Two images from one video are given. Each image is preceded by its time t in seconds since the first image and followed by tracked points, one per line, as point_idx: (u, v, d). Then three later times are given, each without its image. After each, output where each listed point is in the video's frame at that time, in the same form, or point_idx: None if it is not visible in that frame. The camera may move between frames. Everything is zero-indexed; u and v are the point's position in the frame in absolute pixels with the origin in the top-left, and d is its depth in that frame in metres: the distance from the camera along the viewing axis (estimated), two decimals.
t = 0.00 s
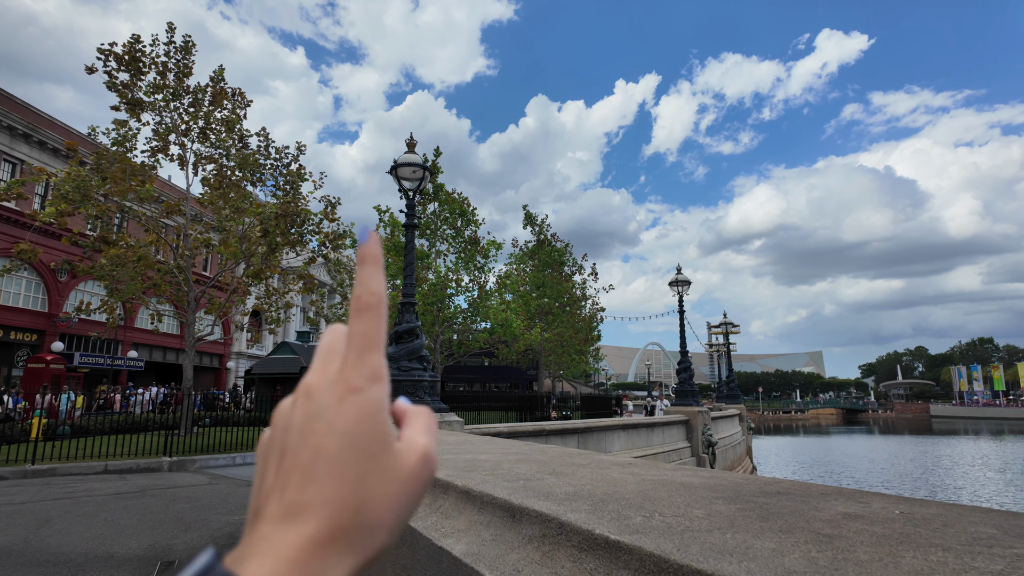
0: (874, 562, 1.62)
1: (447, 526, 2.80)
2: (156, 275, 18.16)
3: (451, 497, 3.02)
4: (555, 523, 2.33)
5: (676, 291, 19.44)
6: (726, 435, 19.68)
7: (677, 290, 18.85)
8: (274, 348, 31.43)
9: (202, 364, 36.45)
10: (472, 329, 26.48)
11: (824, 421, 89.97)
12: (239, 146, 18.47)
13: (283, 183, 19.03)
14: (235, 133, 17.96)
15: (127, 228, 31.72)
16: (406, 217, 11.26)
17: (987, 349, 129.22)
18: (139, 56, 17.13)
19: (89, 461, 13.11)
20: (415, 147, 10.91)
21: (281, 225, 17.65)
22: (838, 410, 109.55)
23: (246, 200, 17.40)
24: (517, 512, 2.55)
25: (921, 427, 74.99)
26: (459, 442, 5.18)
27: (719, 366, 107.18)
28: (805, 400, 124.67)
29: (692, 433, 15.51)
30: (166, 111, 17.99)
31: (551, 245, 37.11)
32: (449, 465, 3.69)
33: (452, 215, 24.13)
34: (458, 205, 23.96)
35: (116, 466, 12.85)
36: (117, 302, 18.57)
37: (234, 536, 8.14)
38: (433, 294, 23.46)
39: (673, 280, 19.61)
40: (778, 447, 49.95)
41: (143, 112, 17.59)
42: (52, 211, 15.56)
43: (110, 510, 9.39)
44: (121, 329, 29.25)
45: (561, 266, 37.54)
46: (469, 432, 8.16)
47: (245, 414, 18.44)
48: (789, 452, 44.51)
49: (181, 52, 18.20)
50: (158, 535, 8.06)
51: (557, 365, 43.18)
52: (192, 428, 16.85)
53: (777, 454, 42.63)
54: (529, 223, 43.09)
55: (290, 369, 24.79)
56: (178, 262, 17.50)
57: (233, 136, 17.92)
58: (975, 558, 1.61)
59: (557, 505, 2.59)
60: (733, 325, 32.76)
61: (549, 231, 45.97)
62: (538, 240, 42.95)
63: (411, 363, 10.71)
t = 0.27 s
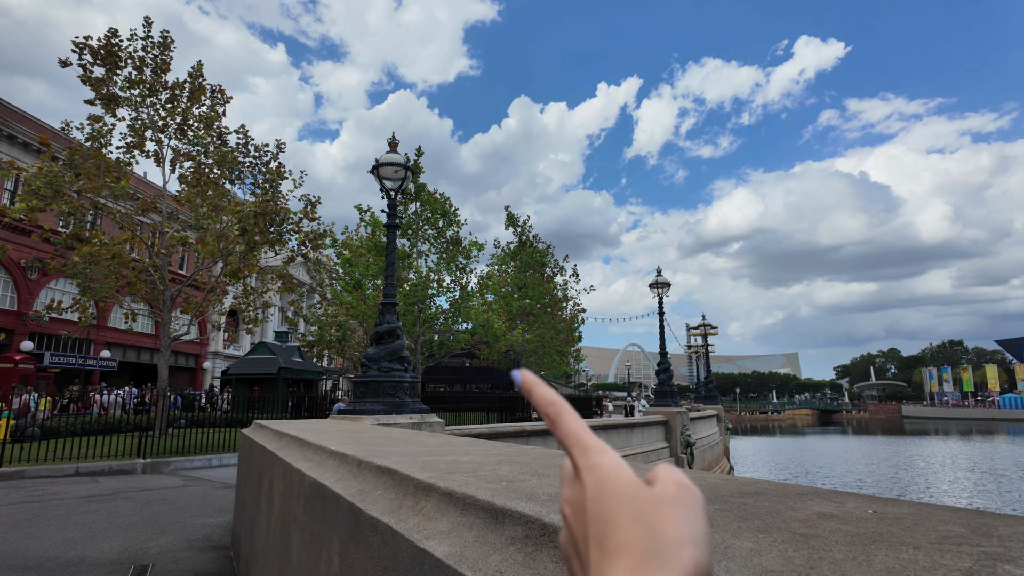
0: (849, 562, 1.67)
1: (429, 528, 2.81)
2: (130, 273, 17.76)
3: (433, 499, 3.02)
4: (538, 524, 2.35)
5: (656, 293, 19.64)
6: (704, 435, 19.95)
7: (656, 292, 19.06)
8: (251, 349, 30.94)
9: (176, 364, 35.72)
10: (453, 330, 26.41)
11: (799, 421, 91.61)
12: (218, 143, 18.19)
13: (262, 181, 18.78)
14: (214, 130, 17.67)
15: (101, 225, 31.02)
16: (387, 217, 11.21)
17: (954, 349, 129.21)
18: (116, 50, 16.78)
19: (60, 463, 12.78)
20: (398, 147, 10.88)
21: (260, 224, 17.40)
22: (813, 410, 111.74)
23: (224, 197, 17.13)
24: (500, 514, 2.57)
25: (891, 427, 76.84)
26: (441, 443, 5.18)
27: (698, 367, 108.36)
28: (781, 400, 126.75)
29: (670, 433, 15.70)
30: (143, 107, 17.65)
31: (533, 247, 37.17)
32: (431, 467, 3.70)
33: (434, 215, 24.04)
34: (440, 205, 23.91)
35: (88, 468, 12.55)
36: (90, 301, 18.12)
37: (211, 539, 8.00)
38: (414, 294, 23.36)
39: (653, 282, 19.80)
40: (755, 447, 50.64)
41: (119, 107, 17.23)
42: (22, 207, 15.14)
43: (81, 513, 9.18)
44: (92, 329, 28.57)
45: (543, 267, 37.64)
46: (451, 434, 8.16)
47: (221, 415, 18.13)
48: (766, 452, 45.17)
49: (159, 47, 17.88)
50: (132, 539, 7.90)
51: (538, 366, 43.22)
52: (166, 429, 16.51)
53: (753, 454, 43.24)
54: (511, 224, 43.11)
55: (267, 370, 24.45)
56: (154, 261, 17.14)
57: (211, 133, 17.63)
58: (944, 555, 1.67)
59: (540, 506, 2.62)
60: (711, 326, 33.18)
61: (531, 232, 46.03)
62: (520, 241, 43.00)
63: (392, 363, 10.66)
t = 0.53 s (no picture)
0: (818, 555, 1.69)
1: (401, 527, 2.77)
2: (95, 270, 17.20)
3: (405, 498, 2.98)
4: (512, 522, 2.33)
5: (631, 293, 19.81)
6: (676, 435, 20.19)
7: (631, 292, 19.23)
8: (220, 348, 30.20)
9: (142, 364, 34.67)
10: (429, 329, 26.24)
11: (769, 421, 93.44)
12: (188, 138, 17.77)
13: (234, 177, 18.39)
14: (185, 124, 17.23)
15: (65, 220, 30.08)
16: (362, 215, 11.07)
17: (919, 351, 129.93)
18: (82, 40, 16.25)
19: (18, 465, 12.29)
20: (373, 144, 10.76)
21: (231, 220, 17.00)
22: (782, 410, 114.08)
23: (194, 193, 16.71)
24: (474, 511, 2.55)
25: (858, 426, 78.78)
26: (415, 442, 5.13)
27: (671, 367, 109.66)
28: (752, 400, 129.29)
29: (644, 433, 15.84)
30: (110, 99, 17.12)
31: (509, 247, 37.12)
32: (404, 465, 3.66)
33: (410, 213, 23.83)
34: (416, 203, 23.72)
35: (48, 470, 12.09)
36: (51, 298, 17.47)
37: (177, 542, 7.78)
38: (389, 293, 23.13)
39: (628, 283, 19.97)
40: (726, 447, 51.35)
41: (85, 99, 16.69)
42: None
43: (40, 516, 8.83)
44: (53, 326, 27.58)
45: (519, 267, 37.61)
46: (425, 434, 8.09)
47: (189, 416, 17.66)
48: (737, 452, 45.87)
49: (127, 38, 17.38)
50: (94, 542, 7.63)
51: (513, 366, 43.16)
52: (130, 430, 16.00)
53: (724, 454, 43.89)
54: (488, 224, 43.03)
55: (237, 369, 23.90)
56: (120, 257, 16.63)
57: (182, 127, 17.19)
58: (912, 548, 1.70)
59: (514, 503, 2.60)
60: (685, 327, 33.59)
61: (507, 232, 45.98)
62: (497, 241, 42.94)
63: (366, 363, 10.52)
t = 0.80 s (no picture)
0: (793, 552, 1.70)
1: (374, 527, 2.73)
2: (59, 265, 16.66)
3: (379, 498, 2.94)
4: (487, 521, 2.32)
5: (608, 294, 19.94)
6: (651, 433, 20.41)
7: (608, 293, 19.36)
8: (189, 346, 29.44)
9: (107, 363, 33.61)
10: (405, 329, 26.04)
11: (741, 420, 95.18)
12: (158, 131, 17.30)
13: (205, 172, 17.97)
14: (155, 117, 16.74)
15: (28, 213, 29.01)
16: (338, 212, 10.91)
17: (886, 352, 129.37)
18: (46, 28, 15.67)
19: None
20: (349, 140, 10.61)
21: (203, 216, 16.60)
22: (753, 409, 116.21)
23: (164, 188, 16.28)
24: (448, 510, 2.52)
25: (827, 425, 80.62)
26: (389, 442, 5.07)
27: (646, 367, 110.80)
28: (724, 400, 129.17)
29: (619, 432, 15.98)
30: (76, 90, 16.56)
31: (487, 246, 37.03)
32: (379, 465, 3.61)
33: (387, 211, 23.60)
34: (392, 201, 23.51)
35: (8, 472, 11.63)
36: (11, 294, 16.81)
37: (143, 545, 7.54)
38: (365, 292, 22.86)
39: (605, 283, 20.09)
40: (700, 446, 52.03)
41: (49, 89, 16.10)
42: None
43: None
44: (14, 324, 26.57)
45: (496, 266, 37.55)
46: (400, 434, 8.01)
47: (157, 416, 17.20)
48: (710, 450, 46.53)
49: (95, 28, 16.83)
50: (56, 546, 7.36)
51: (490, 366, 43.09)
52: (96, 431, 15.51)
53: (697, 453, 44.51)
54: (466, 223, 42.90)
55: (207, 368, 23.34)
56: (86, 253, 16.14)
57: (151, 120, 16.71)
58: (884, 545, 1.73)
59: (489, 502, 2.58)
60: (660, 328, 33.97)
61: (485, 232, 45.85)
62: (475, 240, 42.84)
63: (340, 362, 10.38)
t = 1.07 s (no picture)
0: (789, 551, 1.71)
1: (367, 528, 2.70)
2: (40, 263, 16.32)
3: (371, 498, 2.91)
4: (480, 522, 2.31)
5: (596, 294, 20.00)
6: (638, 433, 20.51)
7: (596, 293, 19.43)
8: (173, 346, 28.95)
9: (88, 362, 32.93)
10: (392, 328, 25.88)
11: (727, 420, 96.07)
12: (142, 128, 17.02)
13: (190, 169, 17.71)
14: (139, 113, 16.45)
15: (6, 209, 28.34)
16: (325, 210, 10.81)
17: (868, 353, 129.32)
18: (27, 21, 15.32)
19: None
20: (337, 138, 10.52)
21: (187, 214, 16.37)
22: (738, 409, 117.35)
23: (148, 184, 16.01)
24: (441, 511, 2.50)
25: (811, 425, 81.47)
26: (378, 442, 5.03)
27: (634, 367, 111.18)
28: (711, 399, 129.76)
29: (606, 432, 16.03)
30: (57, 84, 16.21)
31: (475, 246, 36.92)
32: (369, 465, 3.58)
33: (375, 210, 23.45)
34: (380, 200, 23.36)
35: None
36: None
37: (126, 546, 7.42)
38: (352, 291, 22.67)
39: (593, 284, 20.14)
40: (686, 446, 52.34)
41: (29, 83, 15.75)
42: None
43: None
44: None
45: (485, 266, 37.50)
46: (388, 433, 7.96)
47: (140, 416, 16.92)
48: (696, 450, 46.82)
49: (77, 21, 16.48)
50: (36, 548, 7.20)
51: (478, 366, 42.98)
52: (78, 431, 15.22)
53: (684, 453, 44.75)
54: (454, 223, 42.73)
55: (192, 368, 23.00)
56: (67, 250, 15.81)
57: (135, 116, 16.42)
58: (878, 543, 1.75)
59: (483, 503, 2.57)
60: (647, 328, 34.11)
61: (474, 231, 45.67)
62: (463, 240, 42.68)
63: (327, 361, 10.29)
